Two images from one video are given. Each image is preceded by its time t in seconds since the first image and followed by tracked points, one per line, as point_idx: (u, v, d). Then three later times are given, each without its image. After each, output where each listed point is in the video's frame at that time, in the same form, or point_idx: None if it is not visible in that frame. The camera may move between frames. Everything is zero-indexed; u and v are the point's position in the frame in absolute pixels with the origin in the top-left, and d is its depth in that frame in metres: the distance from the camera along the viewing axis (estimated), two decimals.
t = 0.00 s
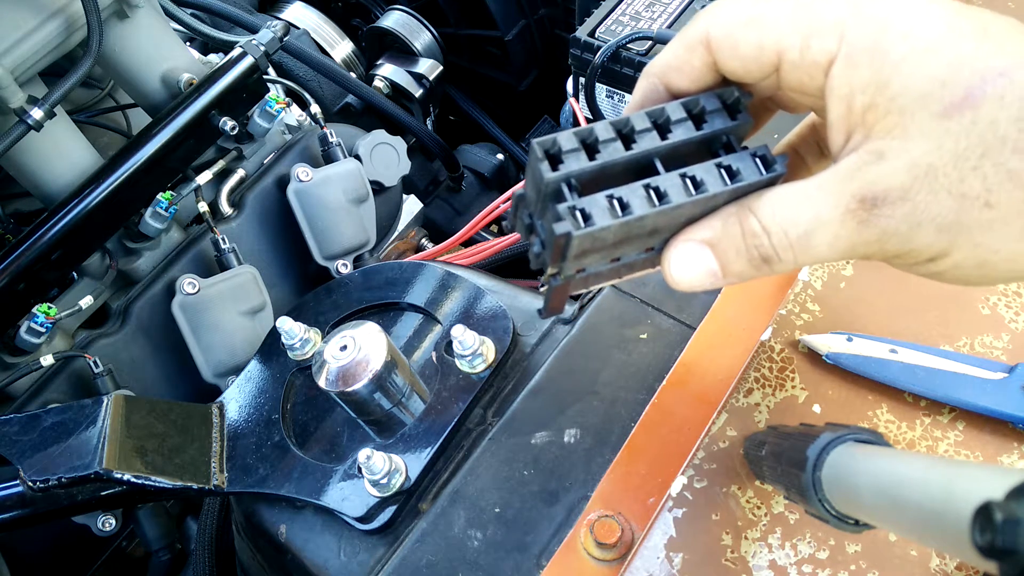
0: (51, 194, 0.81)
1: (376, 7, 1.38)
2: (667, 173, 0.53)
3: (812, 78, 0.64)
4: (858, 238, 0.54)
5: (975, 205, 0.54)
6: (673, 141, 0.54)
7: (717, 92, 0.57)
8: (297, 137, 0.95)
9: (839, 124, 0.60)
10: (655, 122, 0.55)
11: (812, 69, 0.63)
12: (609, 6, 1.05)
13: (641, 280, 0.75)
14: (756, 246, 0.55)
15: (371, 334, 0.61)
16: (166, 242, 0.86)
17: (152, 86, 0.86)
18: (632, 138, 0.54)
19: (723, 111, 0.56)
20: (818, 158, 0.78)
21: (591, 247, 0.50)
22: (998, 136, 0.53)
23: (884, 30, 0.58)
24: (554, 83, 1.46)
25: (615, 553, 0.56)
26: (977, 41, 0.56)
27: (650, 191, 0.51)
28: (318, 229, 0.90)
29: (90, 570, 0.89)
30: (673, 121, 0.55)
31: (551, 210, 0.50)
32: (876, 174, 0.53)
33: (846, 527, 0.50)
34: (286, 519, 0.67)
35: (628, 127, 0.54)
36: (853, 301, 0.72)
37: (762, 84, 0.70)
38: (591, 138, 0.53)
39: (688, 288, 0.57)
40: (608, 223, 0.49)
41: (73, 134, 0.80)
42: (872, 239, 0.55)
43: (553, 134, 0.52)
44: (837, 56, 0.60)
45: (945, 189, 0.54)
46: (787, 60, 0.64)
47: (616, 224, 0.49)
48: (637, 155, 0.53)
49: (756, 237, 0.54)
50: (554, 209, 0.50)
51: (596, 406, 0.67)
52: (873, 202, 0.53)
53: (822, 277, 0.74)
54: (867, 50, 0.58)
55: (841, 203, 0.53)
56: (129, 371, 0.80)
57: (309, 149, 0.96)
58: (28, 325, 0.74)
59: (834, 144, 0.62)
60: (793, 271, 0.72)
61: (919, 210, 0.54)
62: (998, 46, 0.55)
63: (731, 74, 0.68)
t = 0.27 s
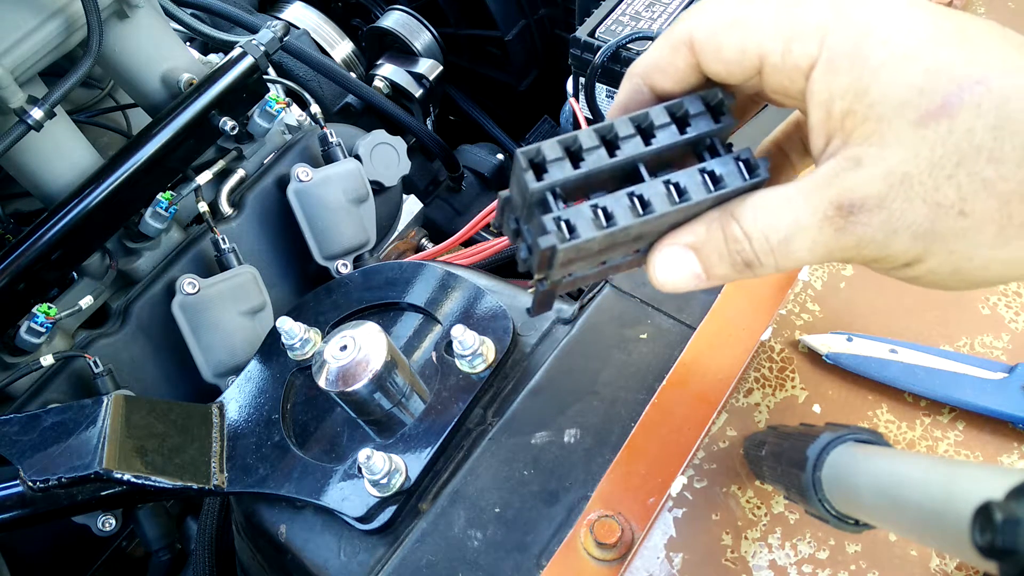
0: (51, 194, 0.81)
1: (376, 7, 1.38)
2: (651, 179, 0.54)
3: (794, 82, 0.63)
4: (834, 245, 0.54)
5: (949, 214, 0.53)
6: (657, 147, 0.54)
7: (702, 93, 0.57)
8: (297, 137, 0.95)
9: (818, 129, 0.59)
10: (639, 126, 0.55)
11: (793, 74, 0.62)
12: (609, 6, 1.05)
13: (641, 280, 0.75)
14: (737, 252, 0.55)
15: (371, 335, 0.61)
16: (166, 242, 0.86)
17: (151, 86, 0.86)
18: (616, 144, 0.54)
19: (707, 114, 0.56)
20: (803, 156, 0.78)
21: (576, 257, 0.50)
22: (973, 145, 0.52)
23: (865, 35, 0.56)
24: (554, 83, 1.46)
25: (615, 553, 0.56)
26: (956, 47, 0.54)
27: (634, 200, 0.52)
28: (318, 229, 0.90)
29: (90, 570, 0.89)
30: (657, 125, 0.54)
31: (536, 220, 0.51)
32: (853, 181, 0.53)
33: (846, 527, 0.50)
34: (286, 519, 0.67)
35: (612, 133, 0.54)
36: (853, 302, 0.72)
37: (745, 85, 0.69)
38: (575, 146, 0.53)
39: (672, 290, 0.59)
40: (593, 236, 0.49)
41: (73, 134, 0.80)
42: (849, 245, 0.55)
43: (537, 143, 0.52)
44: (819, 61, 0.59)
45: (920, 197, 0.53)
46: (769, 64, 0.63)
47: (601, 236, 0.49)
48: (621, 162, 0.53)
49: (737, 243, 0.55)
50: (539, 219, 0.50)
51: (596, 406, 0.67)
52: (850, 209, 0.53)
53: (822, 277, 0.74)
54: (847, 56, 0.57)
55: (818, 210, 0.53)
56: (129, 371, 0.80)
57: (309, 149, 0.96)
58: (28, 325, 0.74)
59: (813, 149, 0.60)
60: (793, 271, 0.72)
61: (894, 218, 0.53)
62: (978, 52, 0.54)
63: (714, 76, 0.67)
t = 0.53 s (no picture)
0: (51, 194, 0.81)
1: (376, 7, 1.38)
2: (642, 189, 0.53)
3: (781, 86, 0.61)
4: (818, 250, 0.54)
5: (930, 219, 0.54)
6: (646, 155, 0.53)
7: (691, 96, 0.55)
8: (297, 137, 0.95)
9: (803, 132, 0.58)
10: (627, 135, 0.54)
11: (779, 78, 0.61)
12: (609, 6, 1.05)
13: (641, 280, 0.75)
14: (725, 255, 0.55)
15: (371, 334, 0.61)
16: (166, 242, 0.86)
17: (151, 86, 0.86)
18: (605, 155, 0.54)
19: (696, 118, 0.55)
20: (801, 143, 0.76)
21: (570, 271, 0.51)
22: (953, 151, 0.52)
23: (848, 42, 0.56)
24: (554, 82, 1.46)
25: (615, 553, 0.56)
26: (940, 53, 0.54)
27: (624, 213, 0.52)
28: (318, 230, 0.90)
29: (90, 570, 0.89)
30: (645, 134, 0.54)
31: (530, 237, 0.51)
32: (836, 188, 0.53)
33: (846, 527, 0.50)
34: (286, 520, 0.67)
35: (600, 145, 0.53)
36: (853, 302, 0.72)
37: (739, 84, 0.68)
38: (564, 160, 0.53)
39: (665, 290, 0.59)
40: (585, 253, 0.49)
41: (73, 134, 0.80)
42: (831, 249, 0.55)
43: (527, 161, 0.52)
44: (803, 67, 0.58)
45: (900, 204, 0.53)
46: (755, 68, 0.62)
47: (592, 252, 0.50)
48: (611, 173, 0.53)
49: (725, 247, 0.55)
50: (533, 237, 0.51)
51: (596, 406, 0.67)
52: (832, 214, 0.53)
53: (823, 277, 0.74)
54: (831, 62, 0.56)
55: (801, 215, 0.53)
56: (129, 371, 0.80)
57: (309, 149, 0.96)
58: (28, 325, 0.74)
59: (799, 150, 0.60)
60: (793, 270, 0.72)
61: (874, 224, 0.53)
62: (960, 57, 0.54)
63: (703, 76, 0.67)
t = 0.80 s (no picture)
0: (51, 195, 0.81)
1: (376, 7, 1.38)
2: (619, 184, 0.55)
3: (752, 76, 0.62)
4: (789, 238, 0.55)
5: (892, 207, 0.53)
6: (619, 152, 0.55)
7: (661, 89, 0.56)
8: (297, 137, 0.95)
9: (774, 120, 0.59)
10: (601, 132, 0.56)
11: (750, 70, 0.61)
12: (609, 6, 1.05)
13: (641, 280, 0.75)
14: (700, 245, 0.56)
15: (371, 335, 0.61)
16: (166, 242, 0.86)
17: (151, 86, 0.86)
18: (581, 154, 0.55)
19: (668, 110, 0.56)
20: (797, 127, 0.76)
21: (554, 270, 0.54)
22: (915, 142, 0.52)
23: (813, 31, 0.55)
24: (554, 83, 1.46)
25: (615, 553, 0.56)
26: (903, 40, 0.53)
27: (601, 211, 0.54)
28: (318, 229, 0.90)
29: (91, 570, 0.89)
30: (617, 130, 0.55)
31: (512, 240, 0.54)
32: (801, 176, 0.54)
33: (846, 527, 0.50)
34: (286, 519, 0.67)
35: (575, 145, 0.55)
36: (853, 302, 0.72)
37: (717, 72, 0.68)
38: (541, 163, 0.55)
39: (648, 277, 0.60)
40: (563, 253, 0.52)
41: (73, 134, 0.80)
42: (801, 238, 0.56)
43: (504, 166, 0.55)
44: (772, 57, 0.58)
45: (865, 192, 0.53)
46: (727, 60, 0.62)
47: (571, 251, 0.52)
48: (586, 172, 0.54)
49: (700, 237, 0.55)
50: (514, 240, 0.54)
51: (596, 406, 0.67)
52: (800, 202, 0.53)
53: (822, 277, 0.74)
54: (798, 52, 0.56)
55: (771, 203, 0.54)
56: (129, 371, 0.80)
57: (309, 149, 0.96)
58: (28, 325, 0.74)
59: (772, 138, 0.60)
60: (794, 270, 0.72)
61: (841, 212, 0.54)
62: (924, 43, 0.52)
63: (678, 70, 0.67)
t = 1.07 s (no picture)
0: (51, 195, 0.81)
1: (376, 7, 1.38)
2: (601, 193, 0.54)
3: (750, 83, 0.63)
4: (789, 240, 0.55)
5: (896, 204, 0.54)
6: (599, 162, 0.53)
7: (640, 96, 0.55)
8: (297, 137, 0.95)
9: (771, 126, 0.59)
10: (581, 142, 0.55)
11: (747, 77, 0.62)
12: (609, 6, 1.05)
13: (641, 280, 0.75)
14: (695, 251, 0.55)
15: (371, 335, 0.61)
16: (166, 242, 0.86)
17: (151, 86, 0.86)
18: (561, 166, 0.54)
19: (648, 116, 0.54)
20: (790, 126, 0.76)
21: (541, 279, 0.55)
22: (916, 138, 0.52)
23: (809, 34, 0.56)
24: (554, 83, 1.46)
25: (615, 553, 0.56)
26: (898, 38, 0.53)
27: (582, 222, 0.54)
28: (318, 229, 0.90)
29: (91, 570, 0.89)
30: (596, 141, 0.54)
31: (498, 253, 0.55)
32: (800, 176, 0.53)
33: (846, 527, 0.50)
34: (286, 519, 0.67)
35: (555, 157, 0.54)
36: (853, 302, 0.72)
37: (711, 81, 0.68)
38: (522, 178, 0.55)
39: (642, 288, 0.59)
40: (544, 266, 0.53)
41: (73, 134, 0.80)
42: (801, 239, 0.55)
43: (485, 184, 0.54)
44: (769, 61, 0.59)
45: (867, 191, 0.53)
46: (722, 70, 0.63)
47: (553, 263, 0.53)
48: (567, 185, 0.53)
49: (694, 242, 0.54)
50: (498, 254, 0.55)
51: (596, 406, 0.67)
52: (799, 202, 0.53)
53: (822, 277, 0.74)
54: (794, 56, 0.56)
55: (769, 205, 0.54)
56: (129, 371, 0.80)
57: (309, 149, 0.96)
58: (28, 325, 0.74)
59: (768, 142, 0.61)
60: (794, 270, 0.72)
61: (843, 211, 0.54)
62: (919, 41, 0.53)
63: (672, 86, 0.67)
